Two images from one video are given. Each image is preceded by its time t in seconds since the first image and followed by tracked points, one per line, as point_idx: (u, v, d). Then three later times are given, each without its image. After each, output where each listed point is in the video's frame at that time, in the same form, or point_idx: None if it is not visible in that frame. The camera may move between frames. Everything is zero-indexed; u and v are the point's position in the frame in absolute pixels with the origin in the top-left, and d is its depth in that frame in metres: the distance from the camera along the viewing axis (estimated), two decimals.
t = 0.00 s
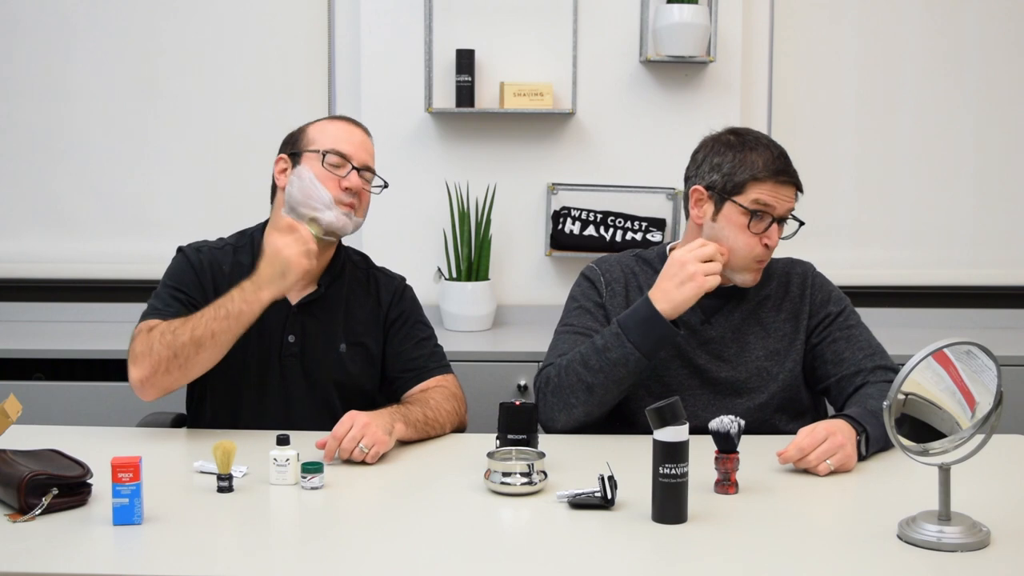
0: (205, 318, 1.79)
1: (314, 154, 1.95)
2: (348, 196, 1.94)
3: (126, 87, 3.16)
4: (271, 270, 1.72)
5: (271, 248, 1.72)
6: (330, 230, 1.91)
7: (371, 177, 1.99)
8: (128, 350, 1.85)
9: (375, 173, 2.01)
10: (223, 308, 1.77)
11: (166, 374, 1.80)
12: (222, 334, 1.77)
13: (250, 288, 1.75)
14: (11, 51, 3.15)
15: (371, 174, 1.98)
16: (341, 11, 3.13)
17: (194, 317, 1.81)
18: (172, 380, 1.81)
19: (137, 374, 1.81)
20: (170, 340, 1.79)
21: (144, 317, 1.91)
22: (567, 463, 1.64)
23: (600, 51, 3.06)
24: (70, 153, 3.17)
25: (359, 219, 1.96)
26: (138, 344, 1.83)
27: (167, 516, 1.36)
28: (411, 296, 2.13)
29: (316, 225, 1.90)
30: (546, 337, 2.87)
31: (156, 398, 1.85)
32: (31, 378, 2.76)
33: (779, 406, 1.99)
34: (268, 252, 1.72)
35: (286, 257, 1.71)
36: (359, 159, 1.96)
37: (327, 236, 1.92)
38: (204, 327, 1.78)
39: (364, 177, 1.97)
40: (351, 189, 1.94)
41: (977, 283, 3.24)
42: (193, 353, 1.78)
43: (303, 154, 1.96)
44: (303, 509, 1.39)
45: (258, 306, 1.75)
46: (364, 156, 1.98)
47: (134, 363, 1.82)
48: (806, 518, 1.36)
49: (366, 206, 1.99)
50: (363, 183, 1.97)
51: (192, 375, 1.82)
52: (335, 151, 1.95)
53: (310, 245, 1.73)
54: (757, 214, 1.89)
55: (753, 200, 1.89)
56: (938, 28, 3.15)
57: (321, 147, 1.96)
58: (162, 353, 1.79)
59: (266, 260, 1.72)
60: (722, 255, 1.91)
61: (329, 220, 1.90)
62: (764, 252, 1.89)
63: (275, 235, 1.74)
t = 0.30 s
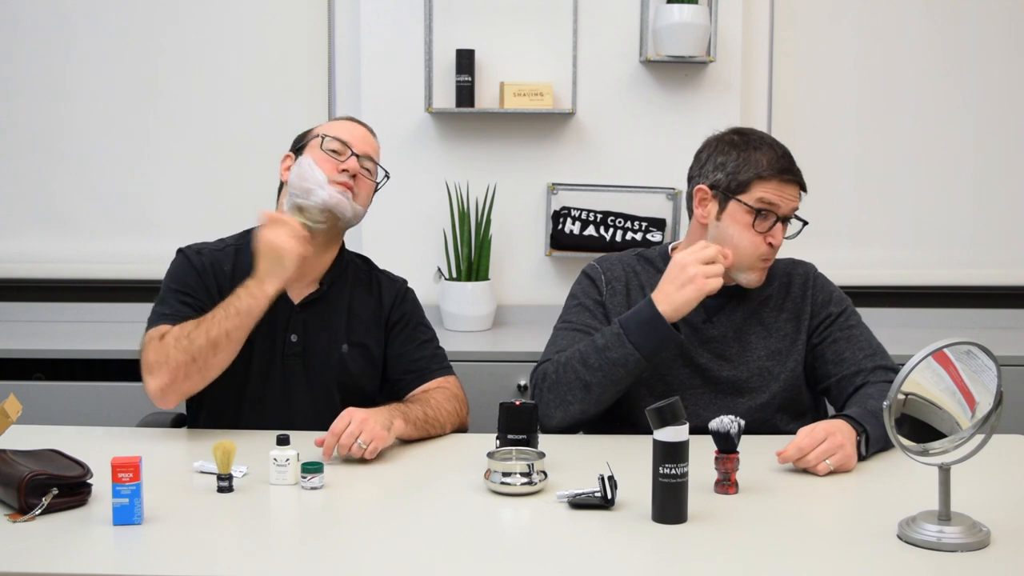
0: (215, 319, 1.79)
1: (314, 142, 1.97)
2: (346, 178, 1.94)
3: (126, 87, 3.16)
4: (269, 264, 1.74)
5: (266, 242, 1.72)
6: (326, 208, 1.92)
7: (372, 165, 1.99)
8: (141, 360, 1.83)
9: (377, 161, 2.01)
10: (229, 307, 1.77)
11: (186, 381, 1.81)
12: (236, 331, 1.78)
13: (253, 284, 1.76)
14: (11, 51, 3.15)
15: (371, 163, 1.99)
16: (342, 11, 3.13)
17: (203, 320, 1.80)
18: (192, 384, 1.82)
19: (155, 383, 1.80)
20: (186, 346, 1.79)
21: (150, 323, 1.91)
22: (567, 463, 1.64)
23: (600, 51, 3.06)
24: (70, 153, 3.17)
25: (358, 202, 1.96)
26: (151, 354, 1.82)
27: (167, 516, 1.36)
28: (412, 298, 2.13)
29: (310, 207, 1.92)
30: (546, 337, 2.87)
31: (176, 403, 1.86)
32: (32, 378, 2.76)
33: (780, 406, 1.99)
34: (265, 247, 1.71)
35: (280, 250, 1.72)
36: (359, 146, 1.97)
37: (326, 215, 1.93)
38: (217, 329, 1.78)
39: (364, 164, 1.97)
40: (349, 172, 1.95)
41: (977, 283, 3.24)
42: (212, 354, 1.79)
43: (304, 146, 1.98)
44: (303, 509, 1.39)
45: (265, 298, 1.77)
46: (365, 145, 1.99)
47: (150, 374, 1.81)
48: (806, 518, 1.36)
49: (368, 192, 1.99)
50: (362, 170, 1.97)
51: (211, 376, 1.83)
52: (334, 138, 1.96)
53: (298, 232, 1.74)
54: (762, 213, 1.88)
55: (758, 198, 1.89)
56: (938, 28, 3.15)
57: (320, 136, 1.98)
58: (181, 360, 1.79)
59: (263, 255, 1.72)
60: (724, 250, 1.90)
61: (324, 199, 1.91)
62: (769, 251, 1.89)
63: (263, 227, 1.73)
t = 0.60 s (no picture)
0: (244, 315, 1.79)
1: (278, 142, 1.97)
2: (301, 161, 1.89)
3: (126, 87, 3.15)
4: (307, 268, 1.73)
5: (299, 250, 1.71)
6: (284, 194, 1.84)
7: (338, 148, 1.97)
8: (165, 363, 1.83)
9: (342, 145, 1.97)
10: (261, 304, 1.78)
11: (217, 375, 1.83)
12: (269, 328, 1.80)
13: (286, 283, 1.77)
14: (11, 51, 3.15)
15: (337, 145, 1.97)
16: (342, 11, 3.13)
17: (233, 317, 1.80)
18: (223, 379, 1.84)
19: (186, 384, 1.81)
20: (218, 346, 1.79)
21: (166, 321, 1.91)
22: (567, 463, 1.64)
23: (600, 51, 3.06)
24: (70, 153, 3.17)
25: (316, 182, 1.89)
26: (176, 355, 1.82)
27: (168, 516, 1.36)
28: (412, 298, 2.13)
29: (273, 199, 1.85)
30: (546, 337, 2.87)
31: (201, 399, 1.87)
32: (32, 378, 2.76)
33: (780, 406, 1.99)
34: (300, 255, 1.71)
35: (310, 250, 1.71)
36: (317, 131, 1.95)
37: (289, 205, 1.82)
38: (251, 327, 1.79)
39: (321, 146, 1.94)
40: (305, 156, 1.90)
41: (978, 283, 3.24)
42: (247, 350, 1.82)
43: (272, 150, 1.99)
44: (303, 509, 1.39)
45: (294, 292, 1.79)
46: (325, 129, 1.97)
47: (177, 375, 1.81)
48: (806, 518, 1.36)
49: (329, 173, 1.93)
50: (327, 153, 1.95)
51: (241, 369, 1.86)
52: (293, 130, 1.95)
53: (335, 227, 1.74)
54: (757, 211, 1.89)
55: (753, 196, 1.89)
56: (938, 28, 3.15)
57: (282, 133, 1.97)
58: (214, 359, 1.80)
59: (299, 259, 1.72)
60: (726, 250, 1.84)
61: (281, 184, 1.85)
62: (767, 248, 1.89)
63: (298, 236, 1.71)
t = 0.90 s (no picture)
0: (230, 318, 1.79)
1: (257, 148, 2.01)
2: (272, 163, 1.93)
3: (126, 87, 3.15)
4: (296, 266, 1.68)
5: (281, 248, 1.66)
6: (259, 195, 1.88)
7: (309, 144, 1.96)
8: (157, 364, 1.84)
9: (314, 141, 1.97)
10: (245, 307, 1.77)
11: (207, 379, 1.83)
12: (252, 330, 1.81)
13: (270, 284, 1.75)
14: (11, 51, 3.15)
15: (309, 142, 1.96)
16: (342, 11, 3.13)
17: (218, 319, 1.81)
18: (211, 383, 1.85)
19: (176, 386, 1.81)
20: (206, 348, 1.81)
21: (162, 322, 1.92)
22: (567, 463, 1.64)
23: (600, 51, 3.06)
24: (70, 153, 3.17)
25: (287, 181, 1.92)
26: (167, 356, 1.83)
27: (168, 516, 1.36)
28: (412, 297, 2.12)
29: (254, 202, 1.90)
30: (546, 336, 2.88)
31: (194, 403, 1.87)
32: (31, 378, 2.76)
33: (780, 406, 1.99)
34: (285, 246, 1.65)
35: (296, 246, 1.66)
36: (288, 130, 1.97)
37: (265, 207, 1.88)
38: (236, 330, 1.80)
39: (291, 144, 1.95)
40: (275, 156, 1.94)
41: (978, 283, 3.24)
42: (232, 354, 1.82)
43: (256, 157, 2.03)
44: (303, 509, 1.39)
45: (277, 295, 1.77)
46: (295, 127, 1.98)
47: (168, 377, 1.82)
48: (806, 518, 1.36)
49: (303, 170, 1.95)
50: (299, 151, 1.95)
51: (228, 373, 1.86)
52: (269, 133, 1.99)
53: (313, 220, 1.71)
54: (751, 210, 1.89)
55: (747, 195, 1.89)
56: (937, 28, 3.15)
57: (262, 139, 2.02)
58: (202, 361, 1.81)
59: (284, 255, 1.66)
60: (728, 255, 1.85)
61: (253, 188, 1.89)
62: (762, 248, 1.89)
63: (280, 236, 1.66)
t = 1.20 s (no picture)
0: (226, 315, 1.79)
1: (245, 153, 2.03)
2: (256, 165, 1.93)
3: (126, 87, 3.15)
4: (294, 264, 1.70)
5: (285, 245, 1.69)
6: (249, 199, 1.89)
7: (292, 143, 1.97)
8: (154, 358, 1.84)
9: (299, 140, 1.97)
10: (243, 304, 1.77)
11: (202, 375, 1.82)
12: (249, 328, 1.79)
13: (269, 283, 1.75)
14: (11, 51, 3.15)
15: (290, 141, 1.97)
16: (342, 10, 3.13)
17: (216, 314, 1.80)
18: (207, 380, 1.83)
19: (171, 380, 1.82)
20: (201, 343, 1.79)
21: (160, 322, 1.92)
22: (567, 463, 1.64)
23: (600, 51, 3.06)
24: (70, 153, 3.17)
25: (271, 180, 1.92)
26: (164, 350, 1.83)
27: (168, 516, 1.36)
28: (412, 295, 2.12)
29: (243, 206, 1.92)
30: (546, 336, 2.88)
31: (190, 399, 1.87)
32: (32, 378, 2.76)
33: (780, 406, 1.99)
34: (286, 243, 1.68)
35: (295, 243, 1.69)
36: (270, 131, 1.98)
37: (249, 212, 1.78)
38: (232, 326, 1.78)
39: (273, 145, 1.96)
40: (259, 159, 1.94)
41: (978, 283, 3.24)
42: (226, 351, 1.80)
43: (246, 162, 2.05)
44: (303, 509, 1.39)
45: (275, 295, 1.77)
46: (278, 127, 1.99)
47: (164, 371, 1.82)
48: (806, 518, 1.36)
49: (287, 169, 1.95)
50: (280, 151, 1.96)
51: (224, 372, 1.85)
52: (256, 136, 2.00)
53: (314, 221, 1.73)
54: (745, 209, 1.89)
55: (741, 194, 1.89)
56: (937, 28, 3.15)
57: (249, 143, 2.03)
58: (196, 356, 1.80)
59: (285, 252, 1.69)
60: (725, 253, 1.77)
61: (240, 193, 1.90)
62: (758, 247, 1.90)
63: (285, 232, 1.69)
